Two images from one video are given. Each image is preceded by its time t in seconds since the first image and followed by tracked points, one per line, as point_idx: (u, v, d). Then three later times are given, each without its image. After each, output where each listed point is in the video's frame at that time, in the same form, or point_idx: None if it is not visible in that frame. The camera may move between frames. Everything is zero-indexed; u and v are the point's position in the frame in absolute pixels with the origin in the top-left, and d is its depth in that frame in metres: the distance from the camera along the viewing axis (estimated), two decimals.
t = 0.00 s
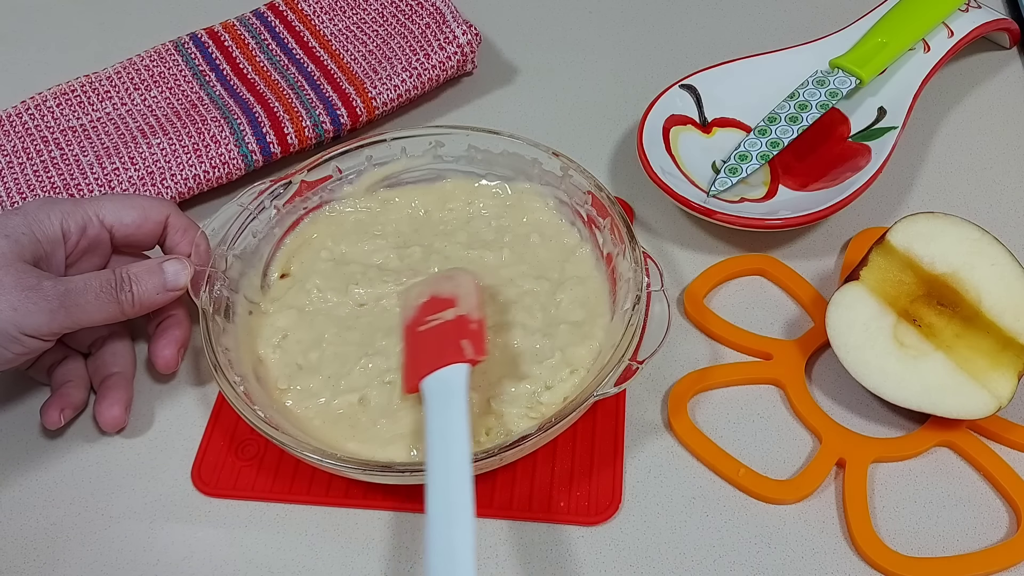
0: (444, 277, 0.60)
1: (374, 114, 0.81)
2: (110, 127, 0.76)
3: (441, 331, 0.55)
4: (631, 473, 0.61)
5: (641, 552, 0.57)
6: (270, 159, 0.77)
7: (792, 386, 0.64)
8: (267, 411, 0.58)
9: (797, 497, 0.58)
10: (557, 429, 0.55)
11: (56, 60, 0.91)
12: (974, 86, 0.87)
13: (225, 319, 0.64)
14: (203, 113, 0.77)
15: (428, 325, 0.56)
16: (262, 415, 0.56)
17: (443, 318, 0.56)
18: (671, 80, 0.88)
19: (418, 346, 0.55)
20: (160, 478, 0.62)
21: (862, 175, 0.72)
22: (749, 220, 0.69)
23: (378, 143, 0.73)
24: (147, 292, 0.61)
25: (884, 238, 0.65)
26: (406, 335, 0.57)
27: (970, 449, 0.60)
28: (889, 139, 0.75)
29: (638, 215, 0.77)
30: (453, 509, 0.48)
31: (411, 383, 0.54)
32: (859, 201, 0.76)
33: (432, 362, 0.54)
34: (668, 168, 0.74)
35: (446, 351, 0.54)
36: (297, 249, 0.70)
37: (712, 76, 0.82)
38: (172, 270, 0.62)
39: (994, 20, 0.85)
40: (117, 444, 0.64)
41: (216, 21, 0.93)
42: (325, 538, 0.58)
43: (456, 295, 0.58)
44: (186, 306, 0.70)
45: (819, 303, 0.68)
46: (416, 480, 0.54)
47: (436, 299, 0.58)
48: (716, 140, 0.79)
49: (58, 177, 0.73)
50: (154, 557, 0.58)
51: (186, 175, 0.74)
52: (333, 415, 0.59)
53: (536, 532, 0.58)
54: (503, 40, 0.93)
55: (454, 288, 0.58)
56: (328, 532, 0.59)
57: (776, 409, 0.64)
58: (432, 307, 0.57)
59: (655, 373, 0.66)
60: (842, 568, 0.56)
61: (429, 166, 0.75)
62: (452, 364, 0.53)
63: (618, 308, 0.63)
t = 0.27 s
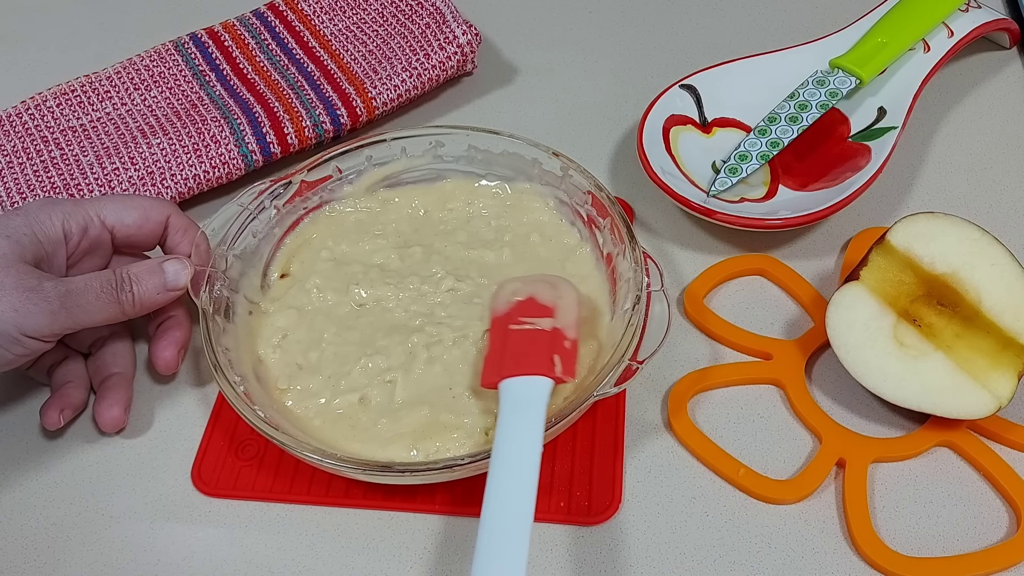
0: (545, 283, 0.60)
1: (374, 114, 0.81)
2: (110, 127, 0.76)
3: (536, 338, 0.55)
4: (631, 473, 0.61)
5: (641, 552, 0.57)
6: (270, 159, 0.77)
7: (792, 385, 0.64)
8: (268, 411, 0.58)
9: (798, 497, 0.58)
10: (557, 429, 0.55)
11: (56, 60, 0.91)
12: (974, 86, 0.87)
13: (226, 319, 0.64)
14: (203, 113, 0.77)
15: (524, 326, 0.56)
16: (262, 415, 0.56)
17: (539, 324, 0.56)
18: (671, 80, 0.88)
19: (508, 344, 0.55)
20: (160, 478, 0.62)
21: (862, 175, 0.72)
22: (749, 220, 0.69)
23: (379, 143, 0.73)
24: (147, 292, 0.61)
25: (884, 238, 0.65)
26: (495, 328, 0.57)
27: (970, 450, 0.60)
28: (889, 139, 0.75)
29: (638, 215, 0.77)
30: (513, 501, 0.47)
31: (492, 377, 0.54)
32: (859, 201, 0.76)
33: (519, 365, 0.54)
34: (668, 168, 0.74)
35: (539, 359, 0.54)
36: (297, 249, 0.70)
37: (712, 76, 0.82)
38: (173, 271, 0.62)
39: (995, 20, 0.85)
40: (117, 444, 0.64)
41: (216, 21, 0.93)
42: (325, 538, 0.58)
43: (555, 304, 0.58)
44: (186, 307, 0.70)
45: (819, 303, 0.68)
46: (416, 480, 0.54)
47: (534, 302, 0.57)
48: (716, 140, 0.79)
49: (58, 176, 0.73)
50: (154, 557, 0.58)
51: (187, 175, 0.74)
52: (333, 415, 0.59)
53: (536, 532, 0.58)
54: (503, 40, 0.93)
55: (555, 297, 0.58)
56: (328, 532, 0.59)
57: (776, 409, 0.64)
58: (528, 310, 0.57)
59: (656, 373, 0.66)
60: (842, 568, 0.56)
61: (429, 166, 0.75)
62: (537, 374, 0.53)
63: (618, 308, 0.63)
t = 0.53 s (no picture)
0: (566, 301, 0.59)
1: (374, 114, 0.81)
2: (110, 127, 0.76)
3: (539, 355, 0.54)
4: (631, 473, 0.61)
5: (641, 552, 0.57)
6: (270, 159, 0.77)
7: (792, 386, 0.64)
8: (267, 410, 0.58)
9: (797, 496, 0.58)
10: (557, 429, 0.55)
11: (56, 60, 0.91)
12: (974, 86, 0.87)
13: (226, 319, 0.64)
14: (203, 113, 0.77)
15: (530, 340, 0.55)
16: (262, 415, 0.56)
17: (545, 341, 0.55)
18: (671, 80, 0.88)
19: (512, 354, 0.55)
20: (160, 478, 0.62)
21: (863, 175, 0.72)
22: (749, 220, 0.69)
23: (378, 143, 0.73)
24: (146, 292, 0.61)
25: (884, 238, 0.65)
26: (504, 334, 0.56)
27: (970, 450, 0.60)
28: (889, 139, 0.75)
29: (638, 215, 0.77)
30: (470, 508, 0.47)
31: (484, 380, 0.54)
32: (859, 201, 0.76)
33: (514, 378, 0.53)
34: (667, 168, 0.74)
35: (532, 376, 0.53)
36: (297, 249, 0.70)
37: (712, 76, 0.82)
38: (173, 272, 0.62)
39: (994, 20, 0.85)
40: (117, 444, 0.64)
41: (216, 21, 0.93)
42: (324, 539, 0.58)
43: (569, 325, 0.57)
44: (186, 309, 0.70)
45: (819, 303, 0.68)
46: (415, 480, 0.54)
47: (549, 318, 0.57)
48: (716, 140, 0.79)
49: (58, 176, 0.73)
50: (154, 557, 0.58)
51: (187, 175, 0.74)
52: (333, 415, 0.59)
53: (536, 531, 0.58)
54: (503, 40, 0.93)
55: (571, 317, 0.57)
56: (327, 532, 0.59)
57: (776, 409, 0.64)
58: (541, 325, 0.56)
59: (656, 373, 0.66)
60: (842, 568, 0.56)
61: (429, 166, 0.75)
62: (528, 390, 0.53)
63: (618, 308, 0.63)
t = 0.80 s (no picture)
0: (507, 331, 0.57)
1: (374, 114, 0.81)
2: (110, 128, 0.76)
3: (471, 385, 0.53)
4: (631, 473, 0.61)
5: (641, 552, 0.57)
6: (269, 159, 0.77)
7: (792, 386, 0.64)
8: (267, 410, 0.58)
9: (798, 496, 0.58)
10: (557, 429, 0.55)
11: (56, 60, 0.91)
12: (974, 86, 0.87)
13: (225, 319, 0.64)
14: (202, 113, 0.77)
15: (463, 367, 0.54)
16: (262, 414, 0.56)
17: (478, 370, 0.54)
18: (671, 80, 0.88)
19: (442, 380, 0.53)
20: (161, 478, 0.62)
21: (863, 175, 0.72)
22: (749, 220, 0.69)
23: (378, 143, 0.73)
24: (146, 292, 0.61)
25: (884, 239, 0.65)
26: (438, 356, 0.55)
27: (970, 450, 0.60)
28: (889, 139, 0.75)
29: (638, 215, 0.77)
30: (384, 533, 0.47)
31: (412, 404, 0.53)
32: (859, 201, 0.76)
33: (443, 407, 0.52)
34: (668, 168, 0.74)
35: (460, 408, 0.52)
36: (297, 249, 0.70)
37: (712, 76, 0.82)
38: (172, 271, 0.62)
39: (994, 20, 0.85)
40: (118, 443, 0.64)
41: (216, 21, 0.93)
42: (324, 539, 0.58)
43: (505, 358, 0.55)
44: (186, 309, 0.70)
45: (819, 303, 0.68)
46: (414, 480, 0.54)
47: (486, 345, 0.55)
48: (716, 140, 0.79)
49: (58, 176, 0.73)
50: (154, 557, 0.58)
51: (186, 175, 0.74)
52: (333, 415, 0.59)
53: (536, 532, 0.58)
54: (503, 40, 0.93)
55: (508, 350, 0.56)
56: (327, 532, 0.59)
57: (776, 409, 0.64)
58: (477, 352, 0.55)
59: (655, 373, 0.66)
60: (842, 568, 0.56)
61: (429, 166, 0.75)
62: (456, 422, 0.52)
63: (618, 308, 0.63)
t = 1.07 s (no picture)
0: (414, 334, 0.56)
1: (374, 114, 0.81)
2: (110, 128, 0.76)
3: (372, 386, 0.52)
4: (631, 473, 0.61)
5: (641, 552, 0.57)
6: (269, 159, 0.77)
7: (793, 386, 0.64)
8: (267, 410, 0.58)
9: (798, 496, 0.58)
10: (557, 429, 0.55)
11: (57, 60, 0.91)
12: (974, 86, 0.87)
13: (225, 319, 0.64)
14: (203, 113, 0.77)
15: (366, 367, 0.52)
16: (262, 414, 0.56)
17: (381, 371, 0.53)
18: (671, 80, 0.88)
19: (343, 380, 0.52)
20: (161, 478, 0.62)
21: (862, 175, 0.72)
22: (749, 220, 0.69)
23: (378, 143, 0.73)
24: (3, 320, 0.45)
25: (884, 239, 0.65)
26: (339, 356, 0.53)
27: (970, 449, 0.60)
28: (889, 139, 0.75)
29: (638, 215, 0.77)
30: (274, 530, 0.44)
31: (313, 405, 0.51)
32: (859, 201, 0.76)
33: (344, 407, 0.50)
34: (668, 169, 0.74)
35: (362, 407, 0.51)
36: (297, 249, 0.70)
37: (712, 76, 0.82)
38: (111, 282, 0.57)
39: (994, 20, 0.85)
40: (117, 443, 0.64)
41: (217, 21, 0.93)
42: (324, 539, 0.58)
43: (407, 360, 0.54)
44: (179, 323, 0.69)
45: (819, 303, 0.68)
46: (414, 480, 0.54)
47: (391, 348, 0.54)
48: (716, 140, 0.79)
49: (58, 176, 0.73)
50: (154, 557, 0.58)
51: (187, 175, 0.74)
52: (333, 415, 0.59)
53: (536, 531, 0.58)
54: (503, 41, 0.93)
55: (412, 352, 0.55)
56: (327, 532, 0.59)
57: (776, 409, 0.64)
58: (379, 353, 0.53)
59: (655, 373, 0.66)
60: (842, 568, 0.56)
61: (429, 166, 0.75)
62: (355, 422, 0.50)
63: (618, 308, 0.63)
